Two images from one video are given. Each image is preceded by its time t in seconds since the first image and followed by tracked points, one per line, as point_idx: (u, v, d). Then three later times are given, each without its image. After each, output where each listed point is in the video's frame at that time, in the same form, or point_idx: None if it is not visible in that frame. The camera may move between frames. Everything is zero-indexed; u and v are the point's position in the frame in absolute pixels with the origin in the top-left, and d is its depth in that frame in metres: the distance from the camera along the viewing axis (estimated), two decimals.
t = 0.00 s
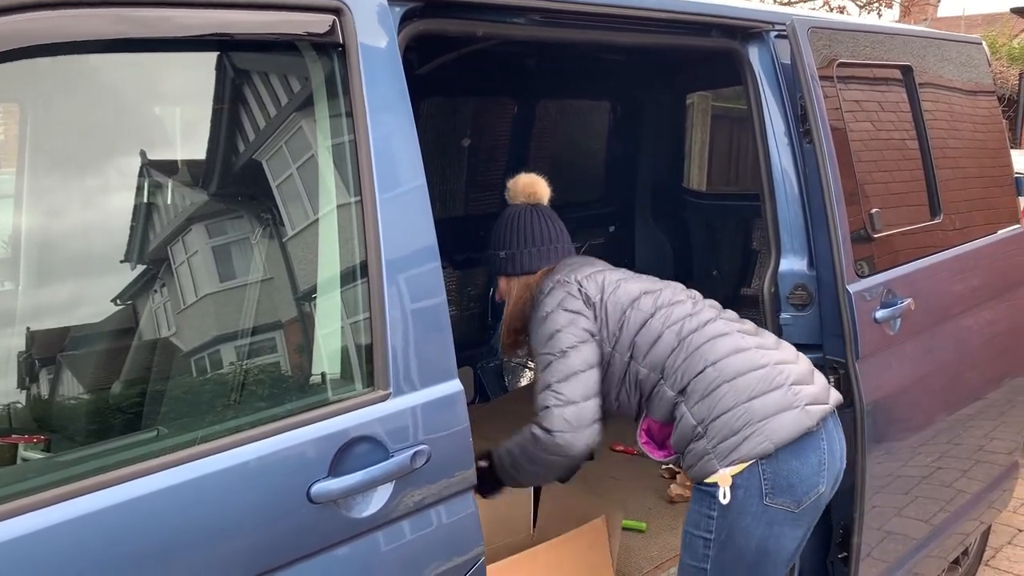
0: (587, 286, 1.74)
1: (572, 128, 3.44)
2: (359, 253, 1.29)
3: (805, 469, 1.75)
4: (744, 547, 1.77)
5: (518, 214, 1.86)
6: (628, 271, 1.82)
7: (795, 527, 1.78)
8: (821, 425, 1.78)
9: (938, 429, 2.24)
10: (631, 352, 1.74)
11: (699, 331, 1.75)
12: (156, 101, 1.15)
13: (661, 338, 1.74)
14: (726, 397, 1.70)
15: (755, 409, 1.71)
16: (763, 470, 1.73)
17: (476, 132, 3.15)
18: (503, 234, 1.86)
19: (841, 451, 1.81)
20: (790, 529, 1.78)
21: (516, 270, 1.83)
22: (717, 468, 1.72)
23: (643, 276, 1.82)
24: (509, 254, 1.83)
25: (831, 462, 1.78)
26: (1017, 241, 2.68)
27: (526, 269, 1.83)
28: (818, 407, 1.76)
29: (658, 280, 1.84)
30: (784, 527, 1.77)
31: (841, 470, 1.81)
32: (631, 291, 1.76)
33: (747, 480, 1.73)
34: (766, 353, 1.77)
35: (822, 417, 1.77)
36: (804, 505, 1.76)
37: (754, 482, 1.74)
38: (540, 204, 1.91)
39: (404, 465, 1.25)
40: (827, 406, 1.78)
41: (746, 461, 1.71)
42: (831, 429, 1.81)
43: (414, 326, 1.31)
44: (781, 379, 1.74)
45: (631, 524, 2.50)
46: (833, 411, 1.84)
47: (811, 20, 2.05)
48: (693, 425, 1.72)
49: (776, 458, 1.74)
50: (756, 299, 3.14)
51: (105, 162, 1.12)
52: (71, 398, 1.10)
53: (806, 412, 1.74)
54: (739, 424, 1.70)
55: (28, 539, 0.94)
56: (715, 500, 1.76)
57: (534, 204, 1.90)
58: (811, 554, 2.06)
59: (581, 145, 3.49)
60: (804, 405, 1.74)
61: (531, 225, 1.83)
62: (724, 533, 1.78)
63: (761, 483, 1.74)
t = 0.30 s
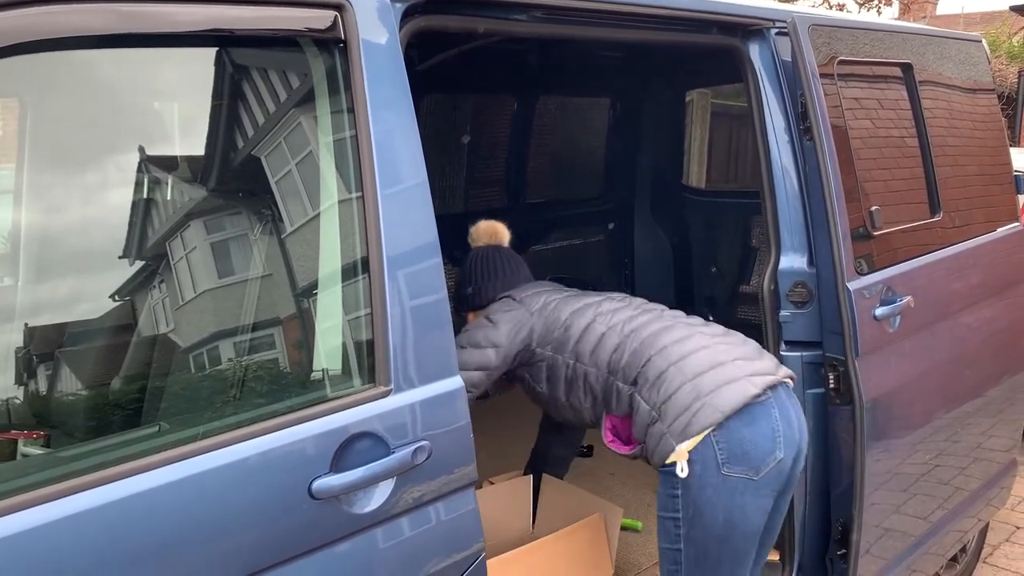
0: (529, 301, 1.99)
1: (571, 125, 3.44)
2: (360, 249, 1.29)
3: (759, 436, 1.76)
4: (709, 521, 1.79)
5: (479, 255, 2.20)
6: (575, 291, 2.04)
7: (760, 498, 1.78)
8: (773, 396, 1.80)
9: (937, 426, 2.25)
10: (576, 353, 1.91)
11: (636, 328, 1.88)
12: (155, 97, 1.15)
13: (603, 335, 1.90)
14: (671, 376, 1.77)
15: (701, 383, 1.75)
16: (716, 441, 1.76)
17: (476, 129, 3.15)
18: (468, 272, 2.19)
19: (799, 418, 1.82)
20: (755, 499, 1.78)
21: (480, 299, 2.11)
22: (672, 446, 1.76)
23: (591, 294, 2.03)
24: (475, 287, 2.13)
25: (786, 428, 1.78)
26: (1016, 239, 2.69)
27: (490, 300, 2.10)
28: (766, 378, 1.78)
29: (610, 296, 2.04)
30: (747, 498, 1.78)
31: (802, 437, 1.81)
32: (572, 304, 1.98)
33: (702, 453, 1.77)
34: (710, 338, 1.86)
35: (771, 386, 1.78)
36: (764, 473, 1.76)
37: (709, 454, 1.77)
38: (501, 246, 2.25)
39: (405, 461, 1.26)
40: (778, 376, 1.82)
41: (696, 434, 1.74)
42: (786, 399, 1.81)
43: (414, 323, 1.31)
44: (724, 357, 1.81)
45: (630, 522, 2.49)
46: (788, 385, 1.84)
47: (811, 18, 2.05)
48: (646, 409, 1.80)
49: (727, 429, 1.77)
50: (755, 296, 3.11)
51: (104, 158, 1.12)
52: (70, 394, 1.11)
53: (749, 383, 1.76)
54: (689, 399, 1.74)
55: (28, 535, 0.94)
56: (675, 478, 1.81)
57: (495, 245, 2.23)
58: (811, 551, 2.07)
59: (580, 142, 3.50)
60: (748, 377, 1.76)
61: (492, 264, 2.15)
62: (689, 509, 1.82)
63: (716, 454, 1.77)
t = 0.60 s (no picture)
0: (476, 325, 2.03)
1: (572, 123, 3.43)
2: (363, 246, 1.29)
3: (707, 419, 1.74)
4: (672, 509, 1.77)
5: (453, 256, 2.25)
6: (518, 304, 2.04)
7: (719, 480, 1.76)
8: (714, 380, 1.79)
9: (937, 425, 2.25)
10: (525, 368, 1.93)
11: (576, 335, 1.88)
12: (156, 96, 1.15)
13: (546, 348, 1.89)
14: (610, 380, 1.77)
15: (640, 379, 1.74)
16: (665, 431, 1.74)
17: (477, 127, 3.14)
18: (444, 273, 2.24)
19: (745, 397, 1.80)
20: (713, 481, 1.76)
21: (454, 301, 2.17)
22: (626, 443, 1.75)
23: (536, 304, 2.03)
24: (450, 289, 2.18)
25: (732, 408, 1.76)
26: (1015, 238, 2.69)
27: (465, 300, 2.16)
28: (705, 365, 1.77)
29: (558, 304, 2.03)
30: (706, 481, 1.75)
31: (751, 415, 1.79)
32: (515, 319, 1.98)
33: (655, 442, 1.75)
34: (648, 335, 1.85)
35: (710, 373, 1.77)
36: (717, 455, 1.74)
37: (661, 443, 1.75)
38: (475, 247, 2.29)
39: (407, 459, 1.26)
40: (719, 362, 1.81)
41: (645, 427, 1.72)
42: (730, 381, 1.80)
43: (415, 320, 1.31)
44: (661, 352, 1.79)
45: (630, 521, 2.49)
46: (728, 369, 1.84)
47: (812, 16, 2.06)
48: (597, 414, 1.80)
49: (675, 416, 1.75)
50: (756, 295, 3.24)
51: (104, 157, 1.12)
52: (70, 392, 1.10)
53: (687, 371, 1.75)
54: (631, 399, 1.73)
55: (30, 534, 0.94)
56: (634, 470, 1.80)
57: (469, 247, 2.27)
58: (812, 549, 2.07)
59: (581, 140, 3.49)
60: (686, 366, 1.75)
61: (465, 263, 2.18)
62: (653, 499, 1.81)
63: (669, 441, 1.74)
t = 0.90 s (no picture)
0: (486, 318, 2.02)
1: (572, 123, 3.43)
2: (364, 246, 1.29)
3: (716, 420, 1.74)
4: (680, 511, 1.77)
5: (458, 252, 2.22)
6: (532, 299, 2.04)
7: (728, 481, 1.75)
8: (726, 383, 1.80)
9: (937, 425, 2.25)
10: (536, 364, 1.93)
11: (592, 332, 1.88)
12: (156, 96, 1.15)
13: (560, 344, 1.89)
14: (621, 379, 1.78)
15: (654, 379, 1.75)
16: (676, 430, 1.74)
17: (477, 127, 3.14)
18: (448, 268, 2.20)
19: (753, 399, 1.81)
20: (723, 482, 1.75)
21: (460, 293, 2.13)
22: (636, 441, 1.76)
23: (550, 299, 2.02)
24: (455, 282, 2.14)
25: (740, 410, 1.77)
26: (1015, 238, 2.69)
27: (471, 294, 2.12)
28: (718, 367, 1.79)
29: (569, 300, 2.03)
30: (715, 482, 1.75)
31: (758, 417, 1.80)
32: (527, 314, 1.97)
33: (665, 443, 1.74)
34: (661, 336, 1.86)
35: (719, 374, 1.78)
36: (726, 456, 1.74)
37: (671, 443, 1.74)
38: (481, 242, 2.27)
39: (410, 460, 1.26)
40: (730, 364, 1.82)
41: (656, 426, 1.73)
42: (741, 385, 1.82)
43: (415, 320, 1.31)
44: (674, 353, 1.80)
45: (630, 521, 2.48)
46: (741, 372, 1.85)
47: (812, 16, 2.06)
48: (609, 411, 1.81)
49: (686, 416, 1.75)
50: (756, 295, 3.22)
51: (104, 158, 1.12)
52: (70, 393, 1.10)
53: (701, 373, 1.76)
54: (643, 398, 1.74)
55: (33, 535, 0.94)
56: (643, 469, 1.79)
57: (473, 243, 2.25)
58: (812, 547, 2.08)
59: (581, 140, 3.49)
60: (700, 368, 1.76)
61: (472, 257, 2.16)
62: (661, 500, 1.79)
63: (678, 442, 1.74)
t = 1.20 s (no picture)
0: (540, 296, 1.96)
1: (571, 123, 3.43)
2: (364, 247, 1.29)
3: (761, 427, 1.79)
4: (718, 513, 1.80)
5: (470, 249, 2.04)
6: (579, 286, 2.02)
7: (768, 487, 1.80)
8: (770, 389, 1.85)
9: (937, 425, 2.25)
10: (585, 350, 1.91)
11: (645, 327, 1.90)
12: (156, 97, 1.15)
13: (613, 334, 1.89)
14: (673, 373, 1.81)
15: (707, 379, 1.79)
16: (721, 432, 1.79)
17: (477, 128, 3.15)
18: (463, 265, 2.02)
19: (795, 410, 1.86)
20: (762, 488, 1.79)
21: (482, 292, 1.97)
22: (677, 438, 1.79)
23: (597, 289, 2.02)
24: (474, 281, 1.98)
25: (785, 419, 1.82)
26: (1014, 238, 2.69)
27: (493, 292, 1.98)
28: (763, 373, 1.85)
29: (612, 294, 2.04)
30: (754, 487, 1.79)
31: (800, 429, 1.85)
32: (582, 299, 1.95)
33: (709, 444, 1.79)
34: (710, 338, 1.90)
35: (767, 380, 1.83)
36: (768, 462, 1.79)
37: (715, 444, 1.79)
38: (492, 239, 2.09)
39: (411, 459, 1.27)
40: (771, 371, 1.88)
41: (703, 426, 1.77)
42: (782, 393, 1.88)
43: (415, 321, 1.31)
44: (725, 357, 1.85)
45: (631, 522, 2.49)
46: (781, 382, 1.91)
47: (812, 16, 2.06)
48: (654, 406, 1.83)
49: (732, 419, 1.80)
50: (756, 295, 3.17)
51: (103, 159, 1.12)
52: (70, 394, 1.10)
53: (752, 378, 1.81)
54: (694, 395, 1.78)
55: (32, 536, 0.94)
56: (682, 467, 1.82)
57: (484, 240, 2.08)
58: (813, 545, 2.09)
59: (581, 141, 3.49)
60: (750, 373, 1.82)
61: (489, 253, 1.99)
62: (698, 501, 1.83)
63: (722, 443, 1.79)
